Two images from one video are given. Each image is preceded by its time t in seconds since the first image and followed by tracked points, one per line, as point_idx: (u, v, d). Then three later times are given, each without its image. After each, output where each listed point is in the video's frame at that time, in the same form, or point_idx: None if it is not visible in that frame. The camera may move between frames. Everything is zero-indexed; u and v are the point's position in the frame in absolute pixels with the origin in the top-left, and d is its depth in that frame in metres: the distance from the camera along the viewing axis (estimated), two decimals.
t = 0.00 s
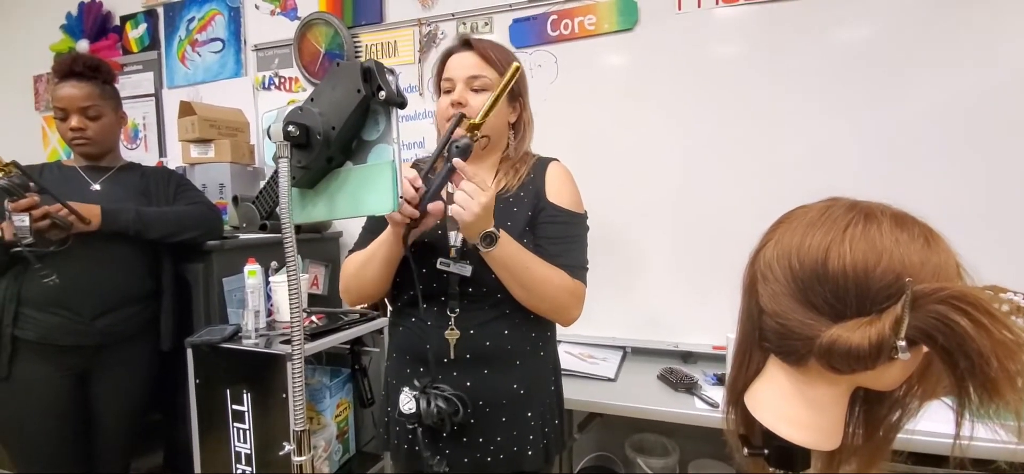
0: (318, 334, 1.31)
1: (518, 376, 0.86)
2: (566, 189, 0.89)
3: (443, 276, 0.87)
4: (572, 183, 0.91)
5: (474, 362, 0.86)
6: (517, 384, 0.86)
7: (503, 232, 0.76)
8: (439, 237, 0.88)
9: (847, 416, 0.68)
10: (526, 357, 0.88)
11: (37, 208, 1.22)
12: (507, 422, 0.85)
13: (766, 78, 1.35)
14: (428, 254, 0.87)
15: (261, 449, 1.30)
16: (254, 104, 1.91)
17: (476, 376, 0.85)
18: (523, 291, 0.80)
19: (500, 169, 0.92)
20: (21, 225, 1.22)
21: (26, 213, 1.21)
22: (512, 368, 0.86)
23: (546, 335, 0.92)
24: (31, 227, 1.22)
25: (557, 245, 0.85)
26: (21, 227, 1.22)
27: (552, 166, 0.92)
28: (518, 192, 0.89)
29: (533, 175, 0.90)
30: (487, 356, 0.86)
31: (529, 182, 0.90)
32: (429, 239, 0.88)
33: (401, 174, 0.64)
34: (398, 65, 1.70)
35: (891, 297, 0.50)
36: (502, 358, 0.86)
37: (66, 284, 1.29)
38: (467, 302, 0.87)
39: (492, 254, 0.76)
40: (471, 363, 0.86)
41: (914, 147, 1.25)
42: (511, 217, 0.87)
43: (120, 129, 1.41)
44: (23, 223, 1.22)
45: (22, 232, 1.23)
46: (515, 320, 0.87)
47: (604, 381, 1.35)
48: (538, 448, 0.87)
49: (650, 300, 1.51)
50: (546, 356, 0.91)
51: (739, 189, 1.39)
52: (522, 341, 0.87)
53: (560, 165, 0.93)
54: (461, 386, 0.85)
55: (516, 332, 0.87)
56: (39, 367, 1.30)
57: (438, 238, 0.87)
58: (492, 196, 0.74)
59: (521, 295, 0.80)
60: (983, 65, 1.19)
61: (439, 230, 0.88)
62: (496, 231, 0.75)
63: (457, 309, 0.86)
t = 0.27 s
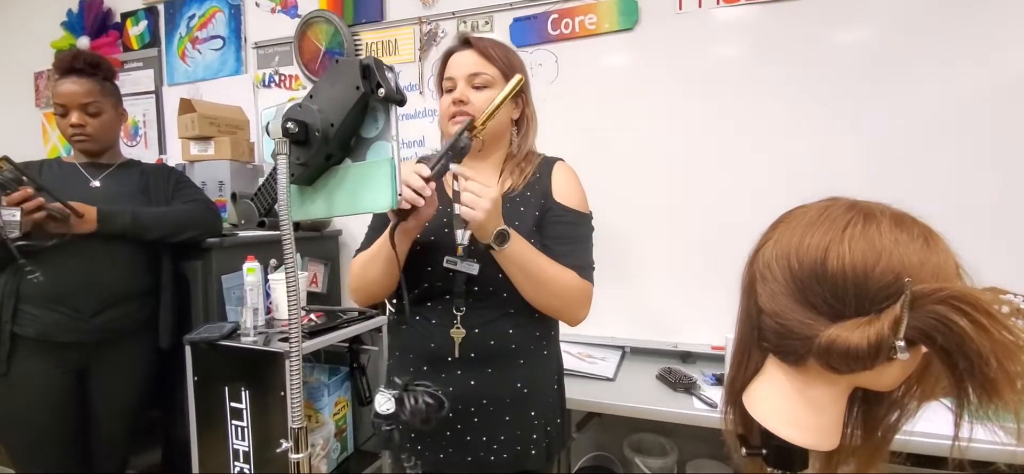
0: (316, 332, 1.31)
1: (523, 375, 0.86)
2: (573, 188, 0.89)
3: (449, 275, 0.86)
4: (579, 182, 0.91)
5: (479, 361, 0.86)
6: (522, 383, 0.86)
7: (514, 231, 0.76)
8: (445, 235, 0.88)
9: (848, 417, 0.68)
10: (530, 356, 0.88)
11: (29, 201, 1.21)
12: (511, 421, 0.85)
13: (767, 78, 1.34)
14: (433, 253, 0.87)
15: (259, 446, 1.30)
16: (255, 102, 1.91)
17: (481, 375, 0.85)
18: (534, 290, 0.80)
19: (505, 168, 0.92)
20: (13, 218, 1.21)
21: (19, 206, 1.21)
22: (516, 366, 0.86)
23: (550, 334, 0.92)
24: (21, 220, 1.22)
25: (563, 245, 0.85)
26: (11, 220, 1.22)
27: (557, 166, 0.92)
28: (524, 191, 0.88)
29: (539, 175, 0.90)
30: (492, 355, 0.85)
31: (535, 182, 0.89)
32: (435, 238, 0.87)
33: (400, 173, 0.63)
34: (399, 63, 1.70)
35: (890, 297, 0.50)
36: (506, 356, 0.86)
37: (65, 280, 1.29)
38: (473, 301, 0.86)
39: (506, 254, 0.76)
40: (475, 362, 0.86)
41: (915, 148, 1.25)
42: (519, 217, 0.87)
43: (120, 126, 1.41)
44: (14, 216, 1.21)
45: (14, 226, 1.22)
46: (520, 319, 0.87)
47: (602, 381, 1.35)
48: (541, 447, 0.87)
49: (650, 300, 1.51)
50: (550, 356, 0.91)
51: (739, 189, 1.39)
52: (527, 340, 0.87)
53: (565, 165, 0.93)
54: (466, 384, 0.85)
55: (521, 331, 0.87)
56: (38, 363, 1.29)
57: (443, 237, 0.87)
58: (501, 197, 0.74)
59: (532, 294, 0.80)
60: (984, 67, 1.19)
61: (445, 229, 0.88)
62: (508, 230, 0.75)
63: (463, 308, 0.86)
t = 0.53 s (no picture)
0: (315, 331, 1.31)
1: (526, 376, 0.87)
2: (581, 191, 0.91)
3: (454, 274, 0.87)
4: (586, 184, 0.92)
5: (483, 361, 0.86)
6: (525, 384, 0.86)
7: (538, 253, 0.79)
8: (451, 234, 0.88)
9: (845, 417, 0.68)
10: (533, 356, 0.88)
11: (36, 194, 1.17)
12: (514, 421, 0.86)
13: (767, 79, 1.35)
14: (439, 252, 0.87)
15: (257, 445, 1.30)
16: (255, 101, 1.91)
17: (484, 375, 0.86)
18: (558, 303, 0.84)
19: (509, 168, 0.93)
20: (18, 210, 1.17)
21: (25, 199, 1.16)
22: (520, 367, 0.87)
23: (554, 335, 0.92)
24: (29, 213, 1.17)
25: (575, 252, 0.89)
26: (18, 213, 1.17)
27: (563, 168, 0.92)
28: (531, 192, 0.88)
29: (545, 176, 0.90)
30: (496, 355, 0.86)
31: (542, 182, 0.90)
32: (439, 237, 0.87)
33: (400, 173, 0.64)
34: (399, 63, 1.70)
35: (888, 297, 0.50)
36: (510, 357, 0.86)
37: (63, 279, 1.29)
38: (479, 302, 0.86)
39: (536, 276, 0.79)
40: (478, 362, 0.86)
41: (913, 149, 1.25)
42: (526, 218, 0.87)
43: (120, 126, 1.41)
44: (20, 210, 1.16)
45: (19, 219, 1.17)
46: (524, 320, 0.87)
47: (601, 380, 1.35)
48: (543, 448, 0.88)
49: (649, 299, 1.51)
50: (553, 357, 0.92)
51: (739, 190, 1.39)
52: (531, 340, 0.88)
53: (571, 165, 0.94)
54: (469, 384, 0.85)
55: (525, 332, 0.87)
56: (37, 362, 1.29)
57: (448, 236, 0.87)
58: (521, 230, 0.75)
59: (556, 306, 0.85)
60: (983, 67, 1.19)
61: (451, 228, 0.88)
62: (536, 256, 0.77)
63: (468, 307, 0.86)
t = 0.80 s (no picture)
0: (316, 331, 1.32)
1: (534, 376, 0.87)
2: (588, 193, 0.92)
3: (463, 275, 0.88)
4: (593, 185, 0.94)
5: (491, 361, 0.87)
6: (532, 384, 0.87)
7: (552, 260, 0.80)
8: (460, 235, 0.88)
9: (841, 416, 0.68)
10: (541, 357, 0.89)
11: (37, 192, 1.16)
12: (521, 422, 0.86)
13: (766, 81, 1.36)
14: (449, 253, 0.88)
15: (258, 445, 1.28)
16: (256, 101, 1.92)
17: (492, 375, 0.86)
18: (572, 306, 0.86)
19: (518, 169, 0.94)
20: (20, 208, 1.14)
21: (27, 197, 1.15)
22: (527, 367, 0.87)
23: (561, 336, 0.93)
24: (32, 211, 1.16)
25: (585, 254, 0.91)
26: (21, 212, 1.14)
27: (572, 169, 0.94)
28: (540, 193, 0.89)
29: (553, 177, 0.91)
30: (503, 355, 0.87)
31: (552, 183, 0.91)
32: (448, 237, 0.88)
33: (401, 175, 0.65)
34: (399, 64, 1.71)
35: (882, 299, 0.51)
36: (517, 357, 0.87)
37: (65, 277, 1.29)
38: (488, 302, 0.87)
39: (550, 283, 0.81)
40: (487, 362, 0.87)
41: (911, 151, 1.26)
42: (535, 218, 0.88)
43: (123, 125, 1.43)
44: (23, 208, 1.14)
45: (21, 218, 1.15)
46: (533, 320, 0.88)
47: (600, 380, 1.36)
48: (551, 448, 0.87)
49: (648, 300, 1.52)
50: (560, 357, 0.92)
51: (738, 192, 1.40)
52: (539, 341, 0.88)
53: (578, 167, 0.95)
54: (477, 384, 0.86)
55: (532, 332, 0.88)
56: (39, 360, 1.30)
57: (457, 237, 0.88)
58: (532, 239, 0.77)
59: (570, 309, 0.86)
60: (980, 71, 1.20)
61: (460, 228, 0.88)
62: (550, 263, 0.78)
63: (477, 307, 0.86)
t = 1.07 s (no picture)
0: (314, 330, 1.32)
1: (535, 376, 0.88)
2: (592, 190, 0.92)
3: (465, 273, 0.88)
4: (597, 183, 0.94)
5: (492, 360, 0.87)
6: (533, 384, 0.87)
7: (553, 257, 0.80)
8: (461, 233, 0.89)
9: (836, 414, 0.69)
10: (542, 357, 0.89)
11: (22, 195, 1.08)
12: (522, 421, 0.87)
13: (763, 81, 1.36)
14: (451, 251, 0.88)
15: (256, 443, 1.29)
16: (253, 100, 1.92)
17: (493, 375, 0.87)
18: (574, 304, 0.85)
19: (522, 168, 0.94)
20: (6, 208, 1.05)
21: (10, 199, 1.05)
22: (529, 367, 0.87)
23: (563, 336, 0.93)
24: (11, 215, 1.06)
25: (588, 252, 0.90)
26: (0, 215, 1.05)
27: (575, 168, 0.94)
28: (542, 191, 0.90)
29: (556, 175, 0.92)
30: (505, 355, 0.87)
31: (555, 181, 0.91)
32: (450, 235, 0.88)
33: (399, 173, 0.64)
34: (397, 63, 1.71)
35: (876, 297, 0.52)
36: (519, 356, 0.87)
37: (62, 276, 1.30)
38: (489, 301, 0.87)
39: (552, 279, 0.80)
40: (489, 361, 0.87)
41: (907, 152, 1.27)
42: (537, 217, 0.88)
43: (121, 124, 1.41)
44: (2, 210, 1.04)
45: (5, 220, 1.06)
46: (535, 321, 0.88)
47: (598, 380, 1.36)
48: (551, 450, 0.87)
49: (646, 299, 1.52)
50: (562, 358, 0.92)
51: (736, 192, 1.41)
52: (541, 341, 0.88)
53: (582, 166, 0.95)
54: (478, 384, 0.86)
55: (535, 332, 0.88)
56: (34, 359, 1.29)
57: (459, 235, 0.88)
58: (532, 233, 0.77)
59: (572, 307, 0.85)
60: (976, 71, 1.20)
61: (462, 226, 0.89)
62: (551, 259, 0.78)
63: (479, 306, 0.86)
